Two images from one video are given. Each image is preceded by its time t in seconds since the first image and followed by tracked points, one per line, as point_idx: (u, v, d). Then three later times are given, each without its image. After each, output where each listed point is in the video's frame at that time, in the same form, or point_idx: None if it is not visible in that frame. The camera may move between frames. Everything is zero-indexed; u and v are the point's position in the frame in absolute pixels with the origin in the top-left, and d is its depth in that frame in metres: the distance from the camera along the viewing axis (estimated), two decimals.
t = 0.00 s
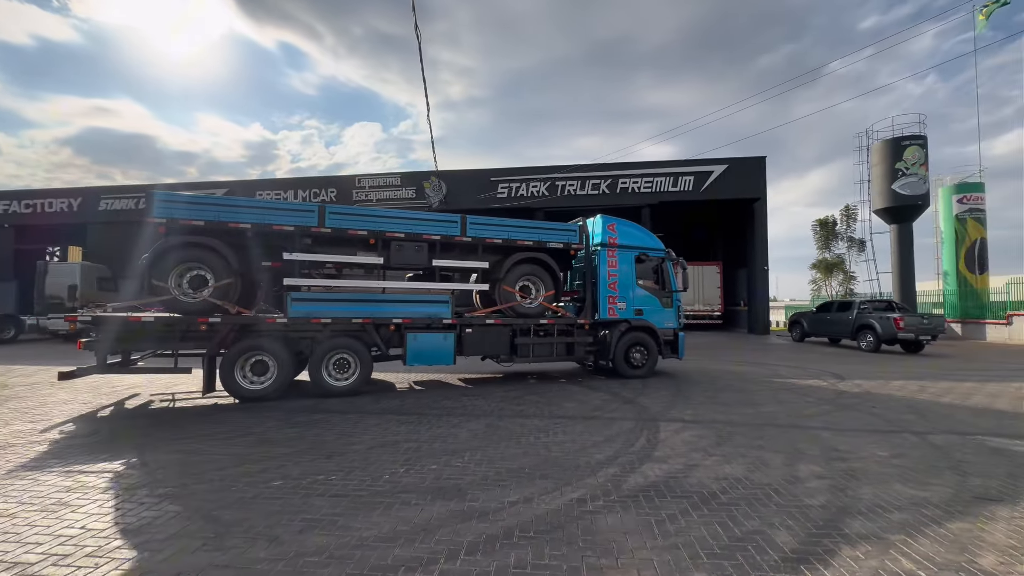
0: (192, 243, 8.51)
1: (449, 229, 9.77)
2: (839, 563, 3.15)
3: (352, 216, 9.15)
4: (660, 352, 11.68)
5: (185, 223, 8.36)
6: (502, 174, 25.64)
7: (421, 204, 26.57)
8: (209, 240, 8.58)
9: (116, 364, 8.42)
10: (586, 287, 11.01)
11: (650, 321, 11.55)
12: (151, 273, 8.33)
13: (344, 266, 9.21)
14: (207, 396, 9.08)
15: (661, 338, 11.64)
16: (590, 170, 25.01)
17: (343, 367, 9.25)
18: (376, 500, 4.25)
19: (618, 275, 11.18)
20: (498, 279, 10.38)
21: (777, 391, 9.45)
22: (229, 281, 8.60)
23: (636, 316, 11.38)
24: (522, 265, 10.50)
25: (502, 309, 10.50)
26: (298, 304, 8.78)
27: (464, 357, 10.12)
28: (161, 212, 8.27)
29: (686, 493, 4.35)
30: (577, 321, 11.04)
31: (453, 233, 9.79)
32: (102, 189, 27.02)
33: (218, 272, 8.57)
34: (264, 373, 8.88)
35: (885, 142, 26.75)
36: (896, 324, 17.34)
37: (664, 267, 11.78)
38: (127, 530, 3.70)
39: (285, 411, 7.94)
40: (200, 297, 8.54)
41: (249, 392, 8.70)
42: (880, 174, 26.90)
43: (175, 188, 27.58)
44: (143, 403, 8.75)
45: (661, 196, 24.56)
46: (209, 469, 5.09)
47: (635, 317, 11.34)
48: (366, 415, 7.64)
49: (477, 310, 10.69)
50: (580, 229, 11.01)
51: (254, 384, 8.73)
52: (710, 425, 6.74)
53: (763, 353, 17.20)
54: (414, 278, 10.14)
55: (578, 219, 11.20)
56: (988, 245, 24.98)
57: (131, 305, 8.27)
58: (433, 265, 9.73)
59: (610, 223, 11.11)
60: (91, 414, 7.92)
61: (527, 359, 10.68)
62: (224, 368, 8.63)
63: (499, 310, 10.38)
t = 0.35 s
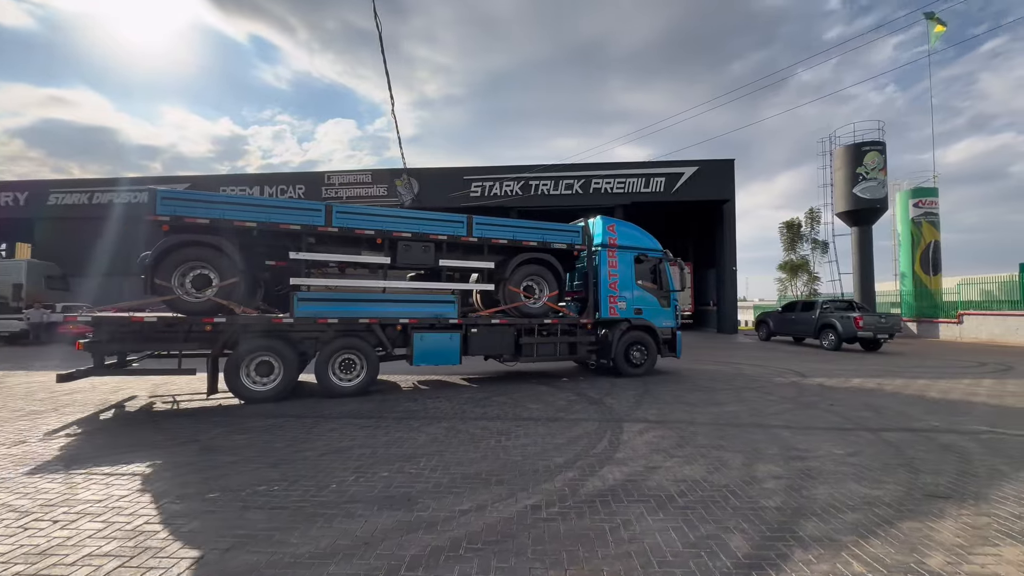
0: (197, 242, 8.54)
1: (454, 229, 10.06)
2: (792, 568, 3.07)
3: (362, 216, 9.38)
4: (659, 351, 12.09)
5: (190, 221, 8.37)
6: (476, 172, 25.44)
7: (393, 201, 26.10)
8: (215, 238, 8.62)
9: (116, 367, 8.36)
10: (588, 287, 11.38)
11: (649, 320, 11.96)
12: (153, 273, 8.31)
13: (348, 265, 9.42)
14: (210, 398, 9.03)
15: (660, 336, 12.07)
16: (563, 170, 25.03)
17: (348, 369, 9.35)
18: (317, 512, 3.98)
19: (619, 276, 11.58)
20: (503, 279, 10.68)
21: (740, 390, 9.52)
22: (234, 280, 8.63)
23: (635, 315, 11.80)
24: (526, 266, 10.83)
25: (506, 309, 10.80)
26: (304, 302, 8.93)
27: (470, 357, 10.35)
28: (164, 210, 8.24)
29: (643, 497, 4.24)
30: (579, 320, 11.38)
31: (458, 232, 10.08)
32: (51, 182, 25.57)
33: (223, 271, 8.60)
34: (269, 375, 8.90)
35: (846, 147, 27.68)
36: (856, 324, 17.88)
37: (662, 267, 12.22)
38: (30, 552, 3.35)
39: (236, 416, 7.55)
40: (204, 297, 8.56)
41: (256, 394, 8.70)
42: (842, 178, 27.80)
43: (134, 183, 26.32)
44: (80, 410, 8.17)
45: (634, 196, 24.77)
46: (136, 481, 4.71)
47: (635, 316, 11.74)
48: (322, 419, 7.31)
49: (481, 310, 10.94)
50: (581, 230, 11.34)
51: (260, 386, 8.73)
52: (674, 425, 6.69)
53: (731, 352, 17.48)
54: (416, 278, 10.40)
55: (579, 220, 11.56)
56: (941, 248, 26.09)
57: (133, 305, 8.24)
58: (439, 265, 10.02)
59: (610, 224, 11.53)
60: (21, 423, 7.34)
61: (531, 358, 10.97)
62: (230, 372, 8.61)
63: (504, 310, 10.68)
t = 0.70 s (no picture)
0: (201, 242, 8.48)
1: (461, 229, 10.11)
2: None
3: (367, 216, 9.35)
4: (659, 351, 12.42)
5: (194, 220, 8.28)
6: (449, 171, 25.09)
7: (364, 199, 25.52)
8: (219, 238, 8.54)
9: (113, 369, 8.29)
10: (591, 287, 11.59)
11: (649, 320, 12.30)
12: (156, 273, 8.26)
13: (352, 266, 9.36)
14: (214, 399, 8.99)
15: (660, 336, 12.41)
16: (537, 169, 24.91)
17: (354, 368, 9.33)
18: (245, 533, 3.64)
19: (620, 277, 11.87)
20: (509, 279, 10.78)
21: (707, 390, 9.51)
22: (239, 281, 8.60)
23: (636, 315, 12.14)
24: (530, 266, 10.96)
25: (510, 309, 10.90)
26: (310, 303, 8.90)
27: (475, 358, 10.39)
28: (167, 209, 8.13)
29: (599, 507, 4.04)
30: (583, 320, 11.56)
31: (465, 233, 10.13)
32: None
33: (228, 272, 8.56)
34: (275, 374, 8.90)
35: (813, 151, 28.40)
36: (821, 323, 18.29)
37: (660, 268, 12.59)
38: None
39: (181, 425, 7.08)
40: (208, 297, 8.52)
41: (263, 395, 8.73)
42: (809, 181, 28.54)
43: (94, 176, 25.18)
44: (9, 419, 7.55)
45: (607, 196, 24.83)
46: (50, 501, 4.27)
47: (636, 317, 12.06)
48: (272, 427, 6.91)
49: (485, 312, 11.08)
50: (585, 231, 11.59)
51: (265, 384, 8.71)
52: (638, 428, 6.55)
53: (701, 352, 17.64)
54: (416, 279, 10.39)
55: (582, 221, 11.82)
56: (901, 250, 27.02)
57: (135, 306, 8.19)
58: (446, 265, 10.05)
59: (612, 226, 11.82)
60: None
61: (534, 358, 11.10)
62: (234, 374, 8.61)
63: (509, 310, 10.79)
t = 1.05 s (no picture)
0: (208, 242, 8.62)
1: (466, 229, 10.31)
2: None
3: (373, 217, 9.55)
4: (660, 350, 12.64)
5: (201, 220, 8.37)
6: (424, 169, 24.71)
7: (336, 197, 24.91)
8: (227, 238, 8.66)
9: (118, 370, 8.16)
10: (593, 287, 11.83)
11: (649, 319, 12.55)
12: (163, 273, 8.36)
13: (355, 265, 9.52)
14: (220, 401, 8.95)
15: (661, 335, 12.64)
16: (513, 169, 24.74)
17: (361, 365, 9.35)
18: (160, 554, 3.33)
19: (621, 277, 12.12)
20: (513, 279, 11.01)
21: (675, 391, 9.47)
22: (246, 281, 8.72)
23: (637, 314, 12.37)
24: (533, 266, 11.21)
25: (515, 309, 11.05)
26: (317, 304, 8.95)
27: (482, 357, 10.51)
28: (174, 209, 8.22)
29: (549, 516, 3.86)
30: (586, 320, 11.76)
31: (469, 233, 10.34)
32: None
33: (235, 272, 8.67)
34: (285, 375, 8.94)
35: (783, 154, 28.99)
36: (789, 323, 18.61)
37: (660, 268, 12.85)
38: None
39: (122, 432, 6.64)
40: (216, 297, 8.64)
41: (277, 394, 8.80)
42: (779, 184, 29.13)
43: (59, 169, 24.24)
44: None
45: (583, 197, 24.82)
46: None
47: (636, 316, 12.31)
48: (218, 434, 6.53)
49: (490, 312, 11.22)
50: (587, 232, 11.86)
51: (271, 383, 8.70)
52: (602, 431, 6.41)
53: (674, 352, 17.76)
54: (421, 279, 10.58)
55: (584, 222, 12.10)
56: (867, 252, 27.79)
57: (144, 305, 8.26)
58: (451, 266, 10.23)
59: (613, 226, 12.09)
60: None
61: (538, 358, 11.25)
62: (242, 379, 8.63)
63: (513, 310, 10.98)
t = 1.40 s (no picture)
0: (215, 241, 8.47)
1: (471, 229, 10.25)
2: None
3: (379, 217, 9.46)
4: (659, 349, 12.66)
5: (209, 219, 8.29)
6: (400, 167, 24.36)
7: (308, 194, 24.34)
8: (234, 237, 8.56)
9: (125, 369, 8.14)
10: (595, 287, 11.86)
11: (649, 319, 12.57)
12: (169, 273, 8.21)
13: (360, 266, 9.42)
14: (229, 399, 8.99)
15: (660, 334, 12.66)
16: (489, 168, 24.56)
17: (366, 363, 9.37)
18: None
19: (621, 277, 12.12)
20: (516, 279, 11.00)
21: (641, 391, 9.42)
22: (255, 281, 8.63)
23: (637, 314, 12.37)
24: (536, 266, 11.21)
25: (517, 309, 11.09)
26: (323, 304, 8.96)
27: (486, 356, 10.52)
28: (183, 208, 8.13)
29: (489, 525, 3.70)
30: (587, 319, 11.79)
31: (474, 233, 10.29)
32: None
33: (243, 272, 8.58)
34: (292, 374, 8.93)
35: (757, 157, 29.47)
36: (760, 323, 18.86)
37: (659, 268, 12.87)
38: None
39: (54, 440, 6.24)
40: (223, 297, 8.53)
41: (286, 394, 8.77)
42: (753, 186, 29.61)
43: (27, 164, 22.85)
44: None
45: (560, 196, 24.78)
46: None
47: (637, 315, 12.32)
48: (158, 440, 6.19)
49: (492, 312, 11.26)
50: (588, 232, 11.84)
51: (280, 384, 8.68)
52: (561, 433, 6.29)
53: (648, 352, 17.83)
54: (423, 279, 10.46)
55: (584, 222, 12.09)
56: (837, 253, 28.43)
57: (150, 305, 8.11)
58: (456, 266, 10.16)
59: (612, 227, 12.09)
60: None
61: (541, 357, 11.29)
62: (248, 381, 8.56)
63: (516, 310, 11.00)
